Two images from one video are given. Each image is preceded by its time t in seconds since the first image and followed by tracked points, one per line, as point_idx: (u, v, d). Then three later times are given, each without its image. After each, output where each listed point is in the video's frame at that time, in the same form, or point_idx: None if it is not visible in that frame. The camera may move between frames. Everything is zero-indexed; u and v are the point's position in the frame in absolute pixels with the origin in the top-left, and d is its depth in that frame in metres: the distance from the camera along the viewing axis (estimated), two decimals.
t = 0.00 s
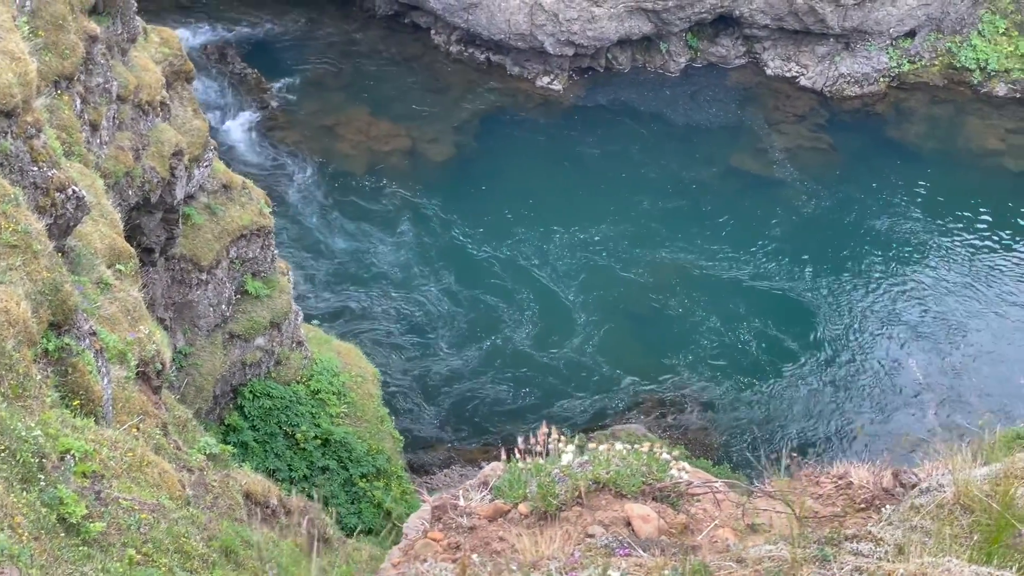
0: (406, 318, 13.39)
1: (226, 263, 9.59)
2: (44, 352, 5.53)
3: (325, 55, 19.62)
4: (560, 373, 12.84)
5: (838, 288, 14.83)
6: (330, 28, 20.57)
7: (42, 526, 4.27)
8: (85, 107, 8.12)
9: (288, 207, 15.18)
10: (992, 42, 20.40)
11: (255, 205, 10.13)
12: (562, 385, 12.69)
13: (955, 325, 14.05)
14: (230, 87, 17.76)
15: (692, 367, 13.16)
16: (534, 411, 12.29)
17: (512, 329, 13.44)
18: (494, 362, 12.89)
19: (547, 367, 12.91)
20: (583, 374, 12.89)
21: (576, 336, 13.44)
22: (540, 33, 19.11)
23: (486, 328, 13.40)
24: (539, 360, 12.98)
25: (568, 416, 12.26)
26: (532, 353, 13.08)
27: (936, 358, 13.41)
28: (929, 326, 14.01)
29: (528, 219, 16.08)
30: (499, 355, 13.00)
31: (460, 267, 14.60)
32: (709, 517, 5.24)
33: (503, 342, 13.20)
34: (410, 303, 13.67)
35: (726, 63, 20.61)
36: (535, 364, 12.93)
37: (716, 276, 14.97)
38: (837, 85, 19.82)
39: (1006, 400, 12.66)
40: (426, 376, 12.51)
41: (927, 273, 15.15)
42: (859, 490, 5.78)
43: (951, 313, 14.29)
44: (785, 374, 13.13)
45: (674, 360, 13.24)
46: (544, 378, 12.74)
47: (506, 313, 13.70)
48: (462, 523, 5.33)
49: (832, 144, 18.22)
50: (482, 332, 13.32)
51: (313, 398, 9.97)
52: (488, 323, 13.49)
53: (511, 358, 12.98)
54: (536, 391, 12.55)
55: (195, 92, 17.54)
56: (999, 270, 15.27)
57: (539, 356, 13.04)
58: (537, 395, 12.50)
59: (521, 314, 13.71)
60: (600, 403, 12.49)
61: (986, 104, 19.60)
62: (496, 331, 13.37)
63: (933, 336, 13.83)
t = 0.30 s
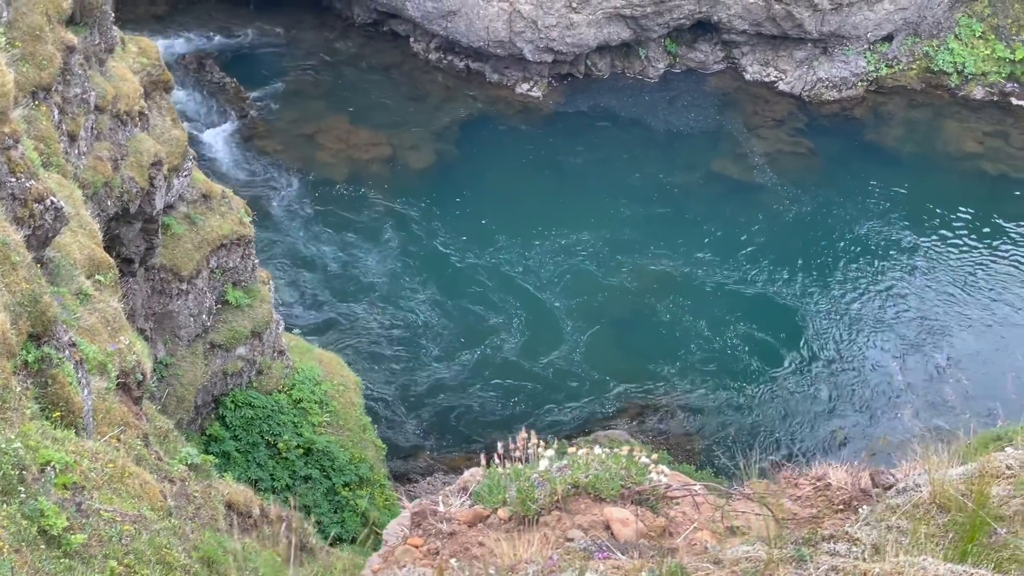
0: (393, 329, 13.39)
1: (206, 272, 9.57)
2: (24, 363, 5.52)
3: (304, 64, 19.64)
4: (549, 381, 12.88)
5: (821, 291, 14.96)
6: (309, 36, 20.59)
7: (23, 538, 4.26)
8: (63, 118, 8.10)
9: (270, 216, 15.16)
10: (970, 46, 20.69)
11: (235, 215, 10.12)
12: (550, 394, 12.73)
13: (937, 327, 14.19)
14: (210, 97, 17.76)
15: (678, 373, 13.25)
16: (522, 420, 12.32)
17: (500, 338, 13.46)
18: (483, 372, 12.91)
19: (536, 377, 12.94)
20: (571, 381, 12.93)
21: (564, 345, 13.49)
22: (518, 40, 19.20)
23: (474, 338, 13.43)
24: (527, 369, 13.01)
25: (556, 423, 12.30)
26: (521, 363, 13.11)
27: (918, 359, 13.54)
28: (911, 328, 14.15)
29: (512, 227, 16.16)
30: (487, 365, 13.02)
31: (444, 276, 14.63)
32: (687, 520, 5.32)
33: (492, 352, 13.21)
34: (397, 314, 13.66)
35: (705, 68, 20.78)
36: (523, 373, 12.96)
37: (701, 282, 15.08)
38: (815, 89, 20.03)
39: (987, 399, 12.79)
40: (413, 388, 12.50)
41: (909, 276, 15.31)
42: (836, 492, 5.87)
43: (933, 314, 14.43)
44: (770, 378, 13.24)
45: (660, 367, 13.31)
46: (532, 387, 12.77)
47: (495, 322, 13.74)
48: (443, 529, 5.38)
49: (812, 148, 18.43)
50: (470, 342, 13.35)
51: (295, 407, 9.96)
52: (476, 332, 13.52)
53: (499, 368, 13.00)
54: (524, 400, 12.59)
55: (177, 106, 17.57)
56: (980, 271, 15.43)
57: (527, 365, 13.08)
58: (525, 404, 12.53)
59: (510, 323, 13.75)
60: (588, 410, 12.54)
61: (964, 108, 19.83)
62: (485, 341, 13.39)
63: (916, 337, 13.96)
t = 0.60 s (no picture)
0: (380, 341, 13.39)
1: (186, 283, 9.54)
2: (3, 376, 5.48)
3: (283, 73, 19.63)
4: (537, 390, 12.93)
5: (805, 295, 15.12)
6: (287, 45, 20.59)
7: (3, 552, 4.25)
8: (41, 129, 8.08)
9: (251, 227, 15.16)
10: (946, 50, 21.03)
11: (215, 224, 10.09)
12: (538, 402, 12.76)
13: (919, 329, 14.36)
14: (188, 106, 17.70)
15: (664, 380, 13.34)
16: (511, 429, 12.36)
17: (488, 349, 13.48)
18: (471, 383, 12.93)
19: (524, 386, 12.97)
20: (559, 390, 12.97)
21: (552, 353, 13.53)
22: (497, 48, 19.25)
23: (461, 348, 13.45)
24: (515, 379, 13.05)
25: (543, 431, 12.34)
26: (510, 373, 13.14)
27: (900, 362, 13.70)
28: (892, 331, 14.33)
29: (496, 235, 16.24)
30: (475, 375, 13.04)
31: (428, 286, 14.67)
32: (667, 524, 5.36)
33: (481, 362, 13.24)
34: (383, 326, 13.68)
35: (683, 74, 20.91)
36: (512, 383, 12.99)
37: (686, 288, 15.19)
38: (793, 94, 20.22)
39: (968, 399, 12.95)
40: (401, 399, 12.51)
41: (889, 279, 15.50)
42: (814, 494, 5.96)
43: (914, 317, 14.61)
44: (754, 382, 13.36)
45: (646, 374, 13.39)
46: (520, 397, 12.80)
47: (484, 331, 13.78)
48: (422, 536, 5.39)
49: (791, 153, 18.60)
50: (457, 352, 13.38)
51: (277, 417, 9.95)
52: (464, 342, 13.55)
53: (488, 378, 13.03)
54: (513, 409, 12.63)
55: (154, 114, 17.46)
56: (958, 274, 15.64)
57: (516, 375, 13.11)
58: (514, 413, 12.57)
59: (497, 333, 13.79)
60: (575, 417, 12.59)
61: (941, 111, 20.07)
62: (473, 351, 13.42)
63: (898, 340, 14.13)
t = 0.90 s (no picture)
0: (367, 353, 13.43)
1: (166, 294, 9.54)
2: None
3: (261, 82, 19.67)
4: (525, 399, 13.01)
5: (787, 298, 15.30)
6: (265, 55, 20.61)
7: None
8: (18, 141, 8.09)
9: (233, 239, 15.20)
10: (922, 54, 21.17)
11: (193, 235, 10.09)
12: (526, 410, 12.84)
13: (900, 332, 14.56)
14: (167, 118, 17.71)
15: (648, 386, 13.45)
16: (501, 437, 12.43)
17: (476, 359, 13.54)
18: (459, 393, 13.00)
19: (511, 394, 13.06)
20: (547, 398, 13.05)
21: (539, 362, 13.62)
22: (475, 56, 19.29)
23: (449, 358, 13.52)
24: (503, 388, 13.13)
25: (531, 438, 12.44)
26: (498, 383, 13.22)
27: (880, 365, 13.89)
28: (872, 334, 14.51)
29: (480, 244, 16.34)
30: (462, 386, 13.10)
31: (414, 296, 14.74)
32: (643, 528, 5.47)
33: (470, 371, 13.31)
34: (369, 338, 13.71)
35: (661, 80, 21.10)
36: (501, 393, 13.06)
37: (670, 294, 15.34)
38: (770, 99, 20.45)
39: (946, 399, 13.13)
40: (389, 412, 12.55)
41: (868, 283, 15.69)
42: (790, 497, 6.08)
43: (893, 320, 14.81)
44: (736, 387, 13.51)
45: (631, 381, 13.49)
46: (508, 405, 12.89)
47: (471, 340, 13.85)
48: (399, 544, 5.47)
49: (769, 158, 18.82)
50: (444, 362, 13.43)
51: (258, 427, 9.96)
52: (452, 353, 13.61)
53: (475, 388, 13.09)
54: (501, 417, 12.70)
55: (133, 126, 17.46)
56: (936, 276, 15.85)
57: (503, 384, 13.19)
58: (501, 421, 12.64)
59: (485, 341, 13.87)
60: (562, 424, 12.67)
61: (918, 115, 20.22)
62: (461, 361, 13.49)
63: (880, 343, 14.32)
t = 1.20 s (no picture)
0: (353, 365, 13.45)
1: (145, 306, 9.52)
2: None
3: (238, 92, 19.68)
4: (511, 407, 13.08)
5: (769, 302, 15.46)
6: (242, 65, 20.60)
7: None
8: None
9: (214, 253, 15.21)
10: (897, 59, 21.21)
11: (172, 246, 10.07)
12: (512, 419, 12.90)
13: (880, 334, 14.73)
14: (146, 130, 17.70)
15: (631, 393, 13.55)
16: (487, 446, 12.48)
17: (462, 369, 13.58)
18: (447, 403, 13.04)
19: (496, 403, 13.12)
20: (533, 406, 13.12)
21: (526, 370, 13.70)
22: (453, 65, 19.31)
23: (435, 368, 13.57)
24: (489, 398, 13.18)
25: (517, 445, 12.50)
26: (484, 392, 13.27)
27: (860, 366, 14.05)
28: (853, 337, 14.68)
29: (463, 253, 16.43)
30: (448, 396, 13.13)
31: (397, 306, 14.79)
32: (619, 534, 5.57)
33: (457, 381, 13.36)
34: (354, 349, 13.74)
35: (638, 87, 21.21)
36: (487, 403, 13.11)
37: (652, 300, 15.47)
38: (748, 105, 20.59)
39: (926, 400, 13.28)
40: (375, 423, 12.58)
41: (848, 286, 15.88)
42: (765, 501, 6.22)
43: (872, 323, 14.98)
44: (717, 392, 13.64)
45: (616, 389, 13.59)
46: (493, 413, 12.96)
47: (458, 350, 13.91)
48: (377, 553, 5.51)
49: (747, 163, 19.00)
50: (429, 372, 13.47)
51: (239, 438, 9.97)
52: (437, 363, 13.66)
53: (462, 398, 13.14)
54: (487, 427, 12.75)
55: (112, 138, 17.44)
56: (914, 279, 16.06)
57: (490, 393, 13.24)
58: (488, 431, 12.69)
59: (471, 350, 13.94)
60: (546, 431, 12.74)
61: (894, 120, 20.40)
62: (448, 371, 13.54)
63: (860, 345, 14.49)
